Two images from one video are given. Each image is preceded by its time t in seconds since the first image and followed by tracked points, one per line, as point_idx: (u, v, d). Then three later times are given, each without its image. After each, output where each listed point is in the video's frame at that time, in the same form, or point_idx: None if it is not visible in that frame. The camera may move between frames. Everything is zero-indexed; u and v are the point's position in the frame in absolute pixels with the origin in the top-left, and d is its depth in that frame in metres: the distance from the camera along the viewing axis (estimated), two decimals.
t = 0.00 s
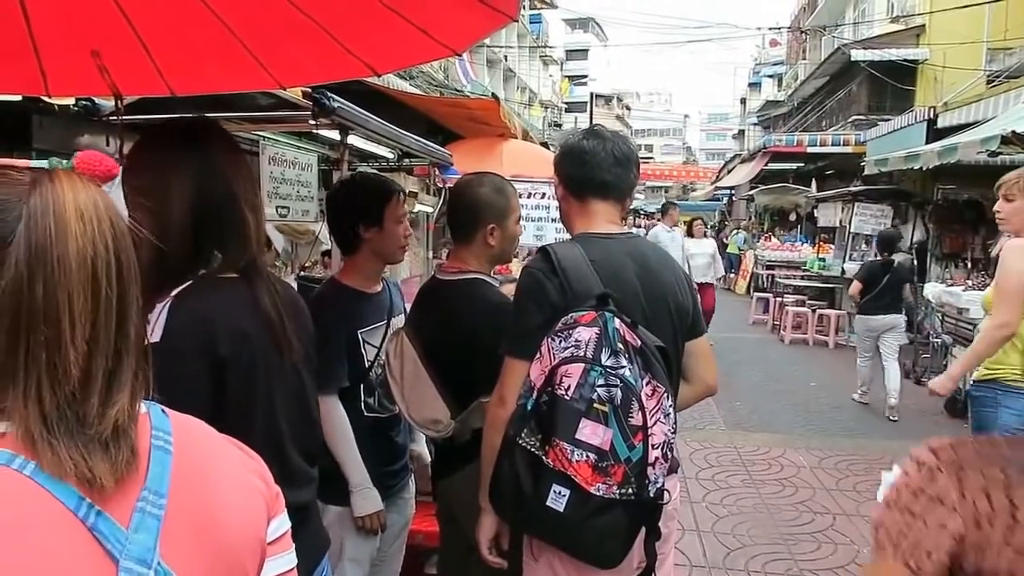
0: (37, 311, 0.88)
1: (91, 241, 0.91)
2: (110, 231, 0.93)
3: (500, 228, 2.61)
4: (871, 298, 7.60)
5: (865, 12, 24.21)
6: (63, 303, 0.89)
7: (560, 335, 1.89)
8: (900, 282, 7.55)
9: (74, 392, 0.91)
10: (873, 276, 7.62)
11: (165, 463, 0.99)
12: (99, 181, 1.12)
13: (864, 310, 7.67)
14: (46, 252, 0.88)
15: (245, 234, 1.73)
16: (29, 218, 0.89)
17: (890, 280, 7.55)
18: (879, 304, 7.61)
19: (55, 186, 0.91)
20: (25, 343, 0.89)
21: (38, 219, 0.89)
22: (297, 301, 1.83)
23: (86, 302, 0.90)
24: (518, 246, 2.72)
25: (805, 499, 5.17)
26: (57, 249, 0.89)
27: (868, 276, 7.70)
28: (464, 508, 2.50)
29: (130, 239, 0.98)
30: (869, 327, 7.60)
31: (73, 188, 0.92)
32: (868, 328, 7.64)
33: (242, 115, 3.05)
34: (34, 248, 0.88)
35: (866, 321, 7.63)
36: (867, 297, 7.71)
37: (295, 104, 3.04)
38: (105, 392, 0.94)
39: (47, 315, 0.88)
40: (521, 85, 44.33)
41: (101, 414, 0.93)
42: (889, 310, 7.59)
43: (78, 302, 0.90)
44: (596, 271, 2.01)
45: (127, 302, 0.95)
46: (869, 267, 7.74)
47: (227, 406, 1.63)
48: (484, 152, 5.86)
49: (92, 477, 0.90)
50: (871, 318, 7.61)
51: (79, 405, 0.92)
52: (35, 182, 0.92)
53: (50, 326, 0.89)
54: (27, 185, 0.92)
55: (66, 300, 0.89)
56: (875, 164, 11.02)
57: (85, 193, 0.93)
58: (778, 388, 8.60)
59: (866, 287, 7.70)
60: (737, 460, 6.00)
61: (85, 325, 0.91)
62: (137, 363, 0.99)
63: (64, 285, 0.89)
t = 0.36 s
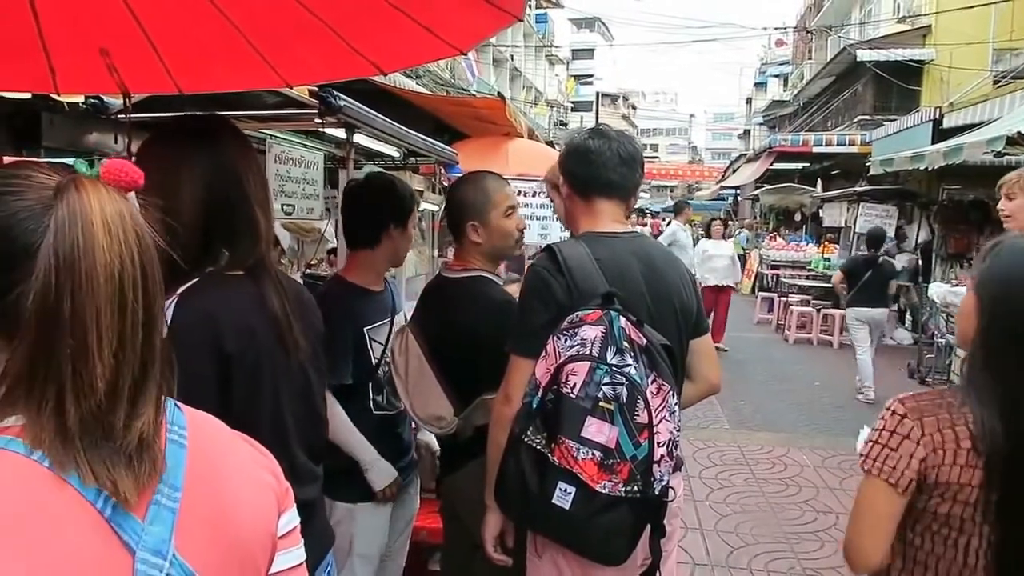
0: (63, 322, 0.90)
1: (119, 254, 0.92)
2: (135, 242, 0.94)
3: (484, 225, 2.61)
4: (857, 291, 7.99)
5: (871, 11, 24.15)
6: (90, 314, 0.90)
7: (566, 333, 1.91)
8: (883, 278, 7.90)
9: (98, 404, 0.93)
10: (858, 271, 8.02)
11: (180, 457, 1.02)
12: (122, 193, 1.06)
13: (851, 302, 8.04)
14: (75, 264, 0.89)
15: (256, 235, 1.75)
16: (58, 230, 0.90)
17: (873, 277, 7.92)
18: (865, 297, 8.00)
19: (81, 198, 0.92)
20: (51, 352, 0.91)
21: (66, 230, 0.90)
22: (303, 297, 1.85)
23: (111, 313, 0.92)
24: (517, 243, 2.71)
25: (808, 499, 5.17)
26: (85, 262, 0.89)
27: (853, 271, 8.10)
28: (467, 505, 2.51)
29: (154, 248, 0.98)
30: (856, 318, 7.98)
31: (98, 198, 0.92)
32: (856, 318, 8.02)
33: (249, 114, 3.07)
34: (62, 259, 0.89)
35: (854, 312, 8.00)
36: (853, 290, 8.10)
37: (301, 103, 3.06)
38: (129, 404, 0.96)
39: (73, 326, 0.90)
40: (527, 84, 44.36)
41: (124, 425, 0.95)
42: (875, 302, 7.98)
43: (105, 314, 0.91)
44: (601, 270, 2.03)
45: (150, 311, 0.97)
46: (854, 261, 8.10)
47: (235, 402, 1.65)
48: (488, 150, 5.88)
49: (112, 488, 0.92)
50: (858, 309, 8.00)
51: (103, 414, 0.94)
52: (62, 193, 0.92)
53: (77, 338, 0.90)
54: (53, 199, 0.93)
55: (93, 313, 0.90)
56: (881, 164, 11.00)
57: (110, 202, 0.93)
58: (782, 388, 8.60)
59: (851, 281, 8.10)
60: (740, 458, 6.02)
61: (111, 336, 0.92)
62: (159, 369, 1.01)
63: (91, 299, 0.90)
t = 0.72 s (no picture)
0: (105, 345, 0.91)
1: (159, 276, 0.94)
2: (170, 263, 0.97)
3: (485, 228, 2.61)
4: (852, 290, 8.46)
5: (878, 12, 24.08)
6: (134, 336, 0.92)
7: (571, 335, 1.91)
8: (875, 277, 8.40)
9: (138, 428, 0.94)
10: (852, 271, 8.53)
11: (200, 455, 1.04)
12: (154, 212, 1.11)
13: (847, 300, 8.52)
14: (119, 287, 0.91)
15: (263, 237, 1.75)
16: (97, 250, 0.91)
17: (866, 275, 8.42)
18: (859, 294, 8.46)
19: (117, 221, 0.93)
20: (94, 374, 0.92)
21: (107, 252, 0.91)
22: (313, 301, 1.86)
23: (154, 335, 0.94)
24: (518, 246, 2.67)
25: (815, 501, 5.15)
26: (128, 286, 0.91)
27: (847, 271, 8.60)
28: (472, 507, 2.51)
29: (182, 266, 1.00)
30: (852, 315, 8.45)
31: (133, 218, 0.94)
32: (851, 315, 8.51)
33: (255, 115, 3.08)
34: (103, 281, 0.90)
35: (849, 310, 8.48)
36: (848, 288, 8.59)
37: (307, 105, 3.07)
38: (167, 423, 0.98)
39: (123, 351, 0.92)
40: (532, 86, 44.40)
41: (164, 444, 0.97)
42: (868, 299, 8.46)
43: (150, 336, 0.93)
44: (607, 272, 2.02)
45: (184, 328, 0.99)
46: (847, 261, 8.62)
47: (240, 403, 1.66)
48: (494, 152, 5.89)
49: (132, 490, 0.93)
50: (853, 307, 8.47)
51: (145, 441, 0.95)
52: (97, 219, 0.93)
53: (123, 363, 0.92)
54: (87, 221, 0.95)
55: (138, 336, 0.92)
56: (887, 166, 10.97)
57: (144, 223, 0.95)
58: (788, 390, 8.58)
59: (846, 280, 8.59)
60: (746, 460, 6.01)
61: (153, 357, 0.95)
62: (192, 386, 1.03)
63: (135, 321, 0.92)
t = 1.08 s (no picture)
0: (129, 354, 0.93)
1: (179, 288, 0.95)
2: (193, 276, 0.97)
3: (511, 231, 2.59)
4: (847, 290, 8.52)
5: (891, 14, 23.94)
6: (157, 348, 0.93)
7: (583, 340, 1.89)
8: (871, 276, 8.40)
9: (165, 436, 0.95)
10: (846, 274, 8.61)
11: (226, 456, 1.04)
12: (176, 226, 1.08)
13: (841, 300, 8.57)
14: (140, 300, 0.92)
15: (276, 237, 1.74)
16: (118, 264, 0.92)
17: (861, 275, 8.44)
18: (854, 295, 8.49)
19: (139, 233, 0.94)
20: (118, 380, 0.94)
21: (129, 264, 0.92)
22: (328, 302, 1.85)
23: (176, 346, 0.95)
24: (536, 249, 2.70)
25: (827, 507, 5.12)
26: (150, 299, 0.92)
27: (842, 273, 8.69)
28: (484, 512, 2.50)
29: (208, 276, 1.00)
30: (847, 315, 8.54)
31: (154, 231, 0.95)
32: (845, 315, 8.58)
33: (267, 119, 3.09)
34: (127, 293, 0.92)
35: (843, 309, 8.54)
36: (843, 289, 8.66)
37: (318, 109, 3.07)
38: (193, 432, 0.98)
39: (142, 360, 0.93)
40: (543, 89, 44.43)
41: (190, 454, 0.97)
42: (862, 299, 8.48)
43: (171, 348, 0.94)
44: (619, 277, 2.01)
45: (208, 339, 0.99)
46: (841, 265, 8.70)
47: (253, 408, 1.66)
48: (505, 155, 5.88)
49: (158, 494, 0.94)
50: (849, 307, 8.53)
51: (171, 448, 0.96)
52: (119, 231, 0.95)
53: (145, 372, 0.94)
54: (111, 234, 0.96)
55: (160, 348, 0.93)
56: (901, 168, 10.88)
57: (165, 234, 0.96)
58: (800, 394, 8.53)
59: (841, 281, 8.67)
60: (759, 465, 5.97)
61: (176, 367, 0.95)
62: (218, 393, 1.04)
63: (157, 333, 0.93)
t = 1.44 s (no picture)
0: (117, 353, 0.93)
1: (169, 289, 0.94)
2: (186, 277, 0.96)
3: (533, 235, 2.58)
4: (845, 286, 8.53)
5: (904, 16, 23.79)
6: (143, 350, 0.93)
7: (593, 343, 1.89)
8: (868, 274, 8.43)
9: (155, 434, 0.95)
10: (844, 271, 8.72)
11: (240, 455, 1.05)
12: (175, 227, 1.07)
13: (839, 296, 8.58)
14: (128, 300, 0.92)
15: (285, 240, 1.74)
16: (111, 263, 0.93)
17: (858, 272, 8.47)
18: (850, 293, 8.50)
19: (133, 233, 0.95)
20: (106, 377, 0.94)
21: (119, 265, 0.93)
22: (336, 305, 1.85)
23: (163, 346, 0.94)
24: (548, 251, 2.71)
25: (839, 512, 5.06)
26: (138, 298, 0.92)
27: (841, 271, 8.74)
28: (493, 516, 2.49)
29: (205, 279, 1.00)
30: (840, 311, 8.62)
31: (148, 232, 0.95)
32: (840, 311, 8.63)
33: (278, 122, 3.11)
34: (114, 295, 0.92)
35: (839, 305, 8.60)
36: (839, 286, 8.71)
37: (327, 112, 3.08)
38: (184, 433, 0.97)
39: (127, 358, 0.93)
40: (552, 92, 44.45)
41: (184, 453, 0.97)
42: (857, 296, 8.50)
43: (157, 348, 0.94)
44: (628, 280, 2.00)
45: (202, 341, 0.98)
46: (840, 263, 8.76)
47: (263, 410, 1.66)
48: (514, 158, 5.88)
49: (171, 492, 0.94)
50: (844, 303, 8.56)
51: (162, 445, 0.95)
52: (116, 230, 0.95)
53: (131, 371, 0.93)
54: (111, 233, 0.97)
55: (146, 348, 0.93)
56: (913, 170, 10.80)
57: (159, 234, 0.96)
58: (812, 398, 8.47)
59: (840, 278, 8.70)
60: (770, 470, 5.93)
61: (163, 369, 0.95)
62: (215, 394, 1.03)
63: (144, 332, 0.93)
